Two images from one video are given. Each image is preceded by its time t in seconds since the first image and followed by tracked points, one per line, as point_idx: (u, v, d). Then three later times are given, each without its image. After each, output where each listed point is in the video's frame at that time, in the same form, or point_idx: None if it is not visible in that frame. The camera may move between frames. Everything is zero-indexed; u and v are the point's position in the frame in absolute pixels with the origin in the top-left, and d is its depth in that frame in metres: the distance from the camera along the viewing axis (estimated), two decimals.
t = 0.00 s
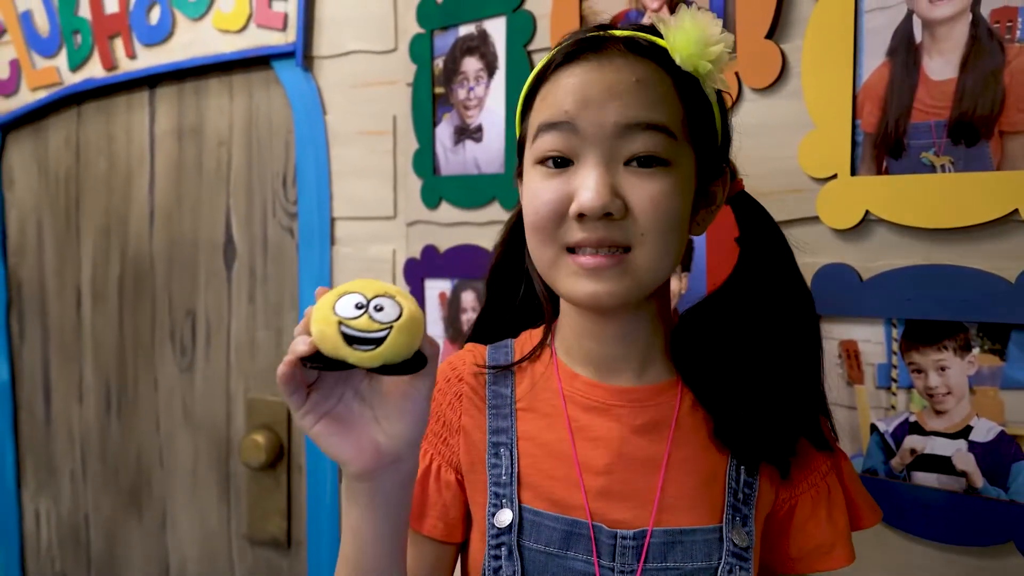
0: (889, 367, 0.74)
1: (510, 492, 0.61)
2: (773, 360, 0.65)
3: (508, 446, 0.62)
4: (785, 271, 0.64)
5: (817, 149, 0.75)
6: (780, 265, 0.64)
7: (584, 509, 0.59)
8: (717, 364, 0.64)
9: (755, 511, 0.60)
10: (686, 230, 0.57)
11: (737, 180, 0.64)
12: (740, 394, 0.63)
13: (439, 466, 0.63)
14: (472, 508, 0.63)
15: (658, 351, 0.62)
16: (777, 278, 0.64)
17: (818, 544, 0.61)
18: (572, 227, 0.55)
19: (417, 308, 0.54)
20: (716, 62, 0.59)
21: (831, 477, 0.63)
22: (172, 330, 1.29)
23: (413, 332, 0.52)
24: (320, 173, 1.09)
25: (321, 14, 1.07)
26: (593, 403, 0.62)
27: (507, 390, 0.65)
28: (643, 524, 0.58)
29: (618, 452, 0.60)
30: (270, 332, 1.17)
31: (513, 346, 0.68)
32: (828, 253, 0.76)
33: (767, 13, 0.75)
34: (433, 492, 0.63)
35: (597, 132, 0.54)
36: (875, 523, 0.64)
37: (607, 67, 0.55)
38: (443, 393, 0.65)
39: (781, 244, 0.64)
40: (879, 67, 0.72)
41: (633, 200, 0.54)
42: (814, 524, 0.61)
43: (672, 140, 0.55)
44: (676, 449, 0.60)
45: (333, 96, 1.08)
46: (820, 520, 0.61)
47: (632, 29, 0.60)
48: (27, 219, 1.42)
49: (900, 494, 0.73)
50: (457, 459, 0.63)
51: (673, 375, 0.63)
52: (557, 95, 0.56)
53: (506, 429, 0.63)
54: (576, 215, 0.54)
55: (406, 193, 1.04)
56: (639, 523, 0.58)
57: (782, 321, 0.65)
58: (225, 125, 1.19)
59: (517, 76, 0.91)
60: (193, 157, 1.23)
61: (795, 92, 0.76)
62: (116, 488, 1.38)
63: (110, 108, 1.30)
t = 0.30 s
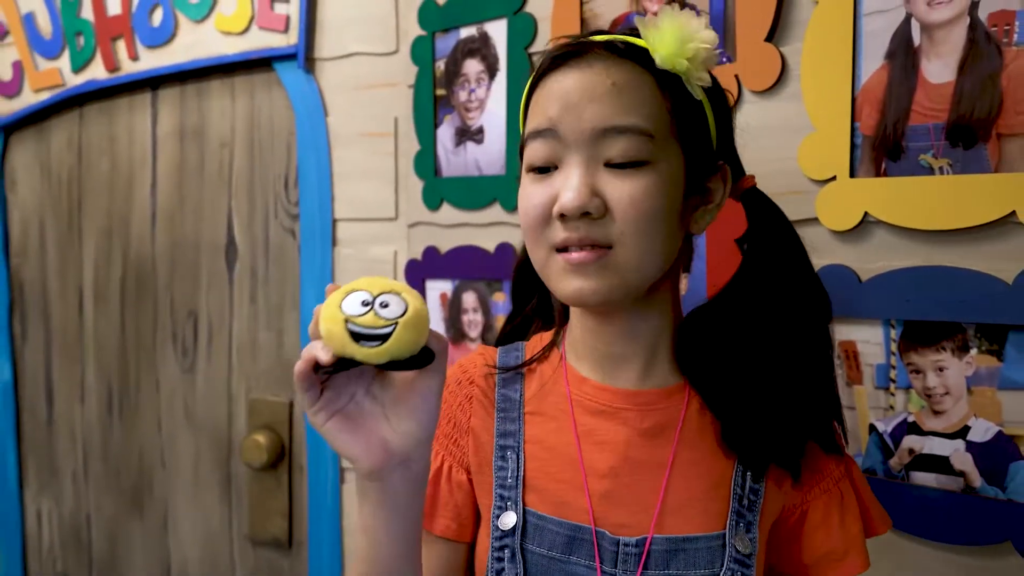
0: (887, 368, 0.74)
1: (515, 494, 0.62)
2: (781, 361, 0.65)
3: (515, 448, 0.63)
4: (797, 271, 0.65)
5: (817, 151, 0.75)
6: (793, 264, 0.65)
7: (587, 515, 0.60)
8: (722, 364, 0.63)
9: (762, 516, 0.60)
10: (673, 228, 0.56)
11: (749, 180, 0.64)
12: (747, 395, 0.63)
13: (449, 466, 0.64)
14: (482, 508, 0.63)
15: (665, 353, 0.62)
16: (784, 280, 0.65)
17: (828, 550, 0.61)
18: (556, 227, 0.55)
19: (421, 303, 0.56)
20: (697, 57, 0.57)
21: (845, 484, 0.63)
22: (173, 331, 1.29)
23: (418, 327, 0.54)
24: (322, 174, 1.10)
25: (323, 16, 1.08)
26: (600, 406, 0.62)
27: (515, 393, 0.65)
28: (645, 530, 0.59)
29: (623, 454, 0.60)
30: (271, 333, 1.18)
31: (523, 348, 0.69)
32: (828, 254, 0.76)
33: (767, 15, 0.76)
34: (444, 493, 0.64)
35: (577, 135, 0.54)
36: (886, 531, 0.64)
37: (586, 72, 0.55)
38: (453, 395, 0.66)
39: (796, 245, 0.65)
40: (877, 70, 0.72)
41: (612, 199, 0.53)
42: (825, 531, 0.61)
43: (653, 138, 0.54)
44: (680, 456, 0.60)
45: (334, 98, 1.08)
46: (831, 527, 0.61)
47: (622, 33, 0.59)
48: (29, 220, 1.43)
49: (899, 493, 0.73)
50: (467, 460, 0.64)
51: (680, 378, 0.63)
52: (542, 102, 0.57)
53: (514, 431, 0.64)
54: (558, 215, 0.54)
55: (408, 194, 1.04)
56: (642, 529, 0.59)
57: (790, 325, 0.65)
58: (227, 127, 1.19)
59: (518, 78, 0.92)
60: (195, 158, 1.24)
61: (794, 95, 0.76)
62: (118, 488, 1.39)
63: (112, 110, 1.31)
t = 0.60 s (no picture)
0: (885, 368, 0.74)
1: (512, 496, 0.62)
2: (784, 372, 0.63)
3: (514, 450, 0.63)
4: (810, 279, 0.63)
5: (815, 153, 0.76)
6: (806, 272, 0.63)
7: (581, 517, 0.60)
8: (722, 372, 0.62)
9: (760, 527, 0.59)
10: (655, 237, 0.55)
11: (755, 170, 0.62)
12: (747, 404, 0.62)
13: (451, 466, 0.65)
14: (482, 509, 0.64)
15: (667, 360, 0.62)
16: (792, 290, 0.63)
17: (829, 568, 0.58)
18: (541, 250, 0.56)
19: (400, 322, 0.58)
20: (654, 61, 0.56)
21: (850, 501, 0.61)
22: (174, 331, 1.30)
23: (397, 346, 0.56)
24: (323, 175, 1.10)
25: (323, 17, 1.08)
26: (600, 412, 0.63)
27: (519, 396, 0.66)
28: (638, 534, 0.59)
29: (622, 456, 0.61)
30: (271, 333, 1.18)
31: (532, 352, 0.70)
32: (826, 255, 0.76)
33: (765, 17, 0.76)
34: (446, 492, 0.65)
35: (546, 160, 0.55)
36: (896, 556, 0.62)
37: (547, 96, 0.56)
38: (457, 397, 0.67)
39: (804, 251, 0.63)
40: (874, 72, 0.73)
41: (586, 216, 0.54)
42: (827, 549, 0.59)
43: (621, 149, 0.54)
44: (677, 460, 0.60)
45: (335, 99, 1.09)
46: (833, 545, 0.59)
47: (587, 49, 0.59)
48: (30, 221, 1.43)
49: (894, 491, 0.74)
50: (469, 460, 0.65)
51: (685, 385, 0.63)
52: (518, 130, 0.58)
53: (515, 433, 0.64)
54: (538, 239, 0.55)
55: (408, 195, 1.05)
56: (636, 532, 0.59)
57: (799, 334, 0.64)
58: (227, 128, 1.20)
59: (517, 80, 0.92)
60: (195, 159, 1.24)
61: (792, 97, 0.77)
62: (118, 488, 1.39)
63: (113, 111, 1.31)
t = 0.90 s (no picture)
0: (884, 369, 0.74)
1: (514, 502, 0.62)
2: (778, 377, 0.63)
3: (517, 457, 0.64)
4: (805, 281, 0.63)
5: (814, 154, 0.76)
6: (802, 277, 0.63)
7: (584, 525, 0.60)
8: (722, 377, 0.62)
9: (766, 538, 0.59)
10: (648, 244, 0.55)
11: (761, 176, 0.63)
12: (749, 412, 0.62)
13: (452, 472, 0.65)
14: (482, 516, 0.64)
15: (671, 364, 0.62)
16: (789, 296, 0.63)
17: None
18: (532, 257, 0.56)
19: (398, 328, 0.59)
20: (643, 66, 0.55)
21: (859, 511, 0.60)
22: (173, 332, 1.30)
23: (397, 355, 0.57)
24: (322, 176, 1.10)
25: (323, 18, 1.08)
26: (603, 418, 0.63)
27: (522, 403, 0.66)
28: (643, 542, 0.59)
29: (623, 462, 0.61)
30: (271, 334, 1.18)
31: (535, 357, 0.70)
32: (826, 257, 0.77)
33: (765, 18, 0.76)
34: (446, 498, 0.65)
35: (538, 168, 0.56)
36: (912, 564, 0.61)
37: (541, 104, 0.56)
38: (460, 402, 0.67)
39: (799, 255, 0.63)
40: (873, 73, 0.73)
41: (576, 226, 0.54)
42: (834, 561, 0.58)
43: (612, 157, 0.54)
44: (682, 467, 0.60)
45: (335, 100, 1.09)
46: (840, 557, 0.58)
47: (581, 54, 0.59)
48: (30, 222, 1.43)
49: (895, 494, 0.74)
50: (469, 466, 0.65)
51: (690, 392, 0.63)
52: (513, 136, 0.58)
53: (518, 440, 0.64)
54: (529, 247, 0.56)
55: (408, 196, 1.05)
56: (641, 541, 0.59)
57: (796, 342, 0.64)
58: (227, 129, 1.20)
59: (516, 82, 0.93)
60: (195, 160, 1.24)
61: (791, 98, 0.77)
62: (117, 489, 1.39)
63: (113, 112, 1.31)
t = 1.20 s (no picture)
0: (885, 371, 0.74)
1: (505, 508, 0.62)
2: (783, 378, 0.63)
3: (509, 461, 0.63)
4: (802, 285, 0.63)
5: (814, 154, 0.75)
6: (800, 279, 0.63)
7: (576, 530, 0.60)
8: (719, 380, 0.62)
9: (763, 542, 0.58)
10: (644, 247, 0.55)
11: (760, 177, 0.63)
12: (742, 415, 0.61)
13: (443, 477, 0.65)
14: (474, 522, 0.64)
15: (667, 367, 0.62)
16: (785, 300, 0.63)
17: None
18: (527, 259, 0.56)
19: (382, 333, 0.58)
20: (642, 66, 0.55)
21: (857, 514, 0.59)
22: (172, 333, 1.29)
23: (379, 360, 0.56)
24: (321, 176, 1.10)
25: (322, 18, 1.08)
26: (596, 422, 0.62)
27: (514, 407, 0.66)
28: (635, 548, 0.58)
29: (618, 465, 0.60)
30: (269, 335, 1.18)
31: (529, 360, 0.70)
32: (825, 258, 0.76)
33: (765, 17, 0.76)
34: (438, 504, 0.65)
35: (533, 168, 0.55)
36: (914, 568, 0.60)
37: (538, 103, 0.56)
38: (451, 406, 0.67)
39: (796, 261, 0.63)
40: (874, 73, 0.72)
41: (571, 227, 0.54)
42: (832, 564, 0.58)
43: (607, 157, 0.54)
44: (675, 470, 0.60)
45: (333, 100, 1.08)
46: (838, 561, 0.58)
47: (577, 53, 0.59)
48: (27, 222, 1.43)
49: (895, 497, 0.73)
50: (461, 472, 0.65)
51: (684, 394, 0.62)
52: (508, 134, 0.58)
53: (509, 444, 0.64)
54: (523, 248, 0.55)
55: (406, 196, 1.04)
56: (633, 547, 0.58)
57: (796, 344, 0.63)
58: (225, 130, 1.19)
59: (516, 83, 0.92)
60: (193, 160, 1.24)
61: (792, 98, 0.76)
62: (115, 491, 1.39)
63: (111, 112, 1.31)
